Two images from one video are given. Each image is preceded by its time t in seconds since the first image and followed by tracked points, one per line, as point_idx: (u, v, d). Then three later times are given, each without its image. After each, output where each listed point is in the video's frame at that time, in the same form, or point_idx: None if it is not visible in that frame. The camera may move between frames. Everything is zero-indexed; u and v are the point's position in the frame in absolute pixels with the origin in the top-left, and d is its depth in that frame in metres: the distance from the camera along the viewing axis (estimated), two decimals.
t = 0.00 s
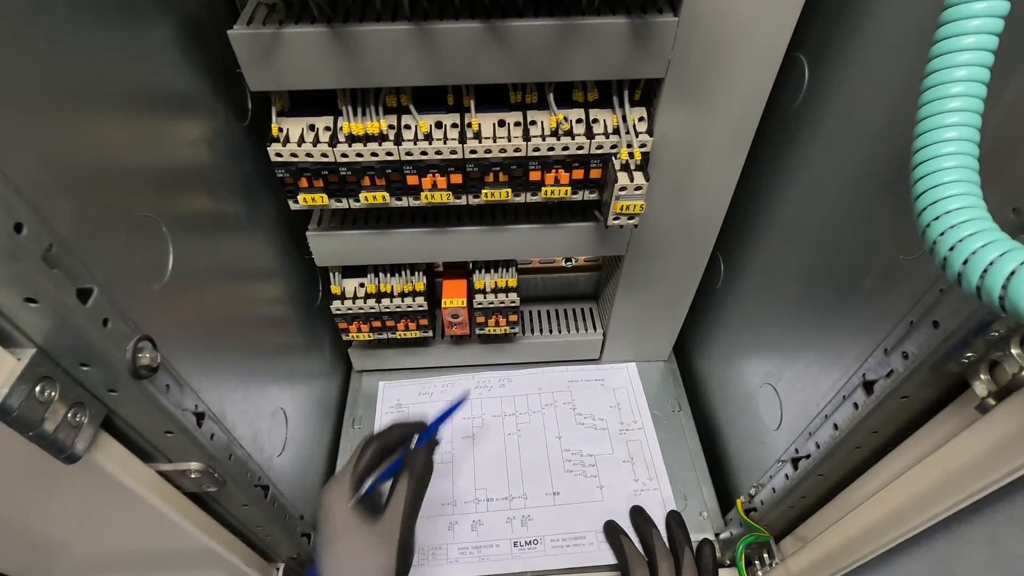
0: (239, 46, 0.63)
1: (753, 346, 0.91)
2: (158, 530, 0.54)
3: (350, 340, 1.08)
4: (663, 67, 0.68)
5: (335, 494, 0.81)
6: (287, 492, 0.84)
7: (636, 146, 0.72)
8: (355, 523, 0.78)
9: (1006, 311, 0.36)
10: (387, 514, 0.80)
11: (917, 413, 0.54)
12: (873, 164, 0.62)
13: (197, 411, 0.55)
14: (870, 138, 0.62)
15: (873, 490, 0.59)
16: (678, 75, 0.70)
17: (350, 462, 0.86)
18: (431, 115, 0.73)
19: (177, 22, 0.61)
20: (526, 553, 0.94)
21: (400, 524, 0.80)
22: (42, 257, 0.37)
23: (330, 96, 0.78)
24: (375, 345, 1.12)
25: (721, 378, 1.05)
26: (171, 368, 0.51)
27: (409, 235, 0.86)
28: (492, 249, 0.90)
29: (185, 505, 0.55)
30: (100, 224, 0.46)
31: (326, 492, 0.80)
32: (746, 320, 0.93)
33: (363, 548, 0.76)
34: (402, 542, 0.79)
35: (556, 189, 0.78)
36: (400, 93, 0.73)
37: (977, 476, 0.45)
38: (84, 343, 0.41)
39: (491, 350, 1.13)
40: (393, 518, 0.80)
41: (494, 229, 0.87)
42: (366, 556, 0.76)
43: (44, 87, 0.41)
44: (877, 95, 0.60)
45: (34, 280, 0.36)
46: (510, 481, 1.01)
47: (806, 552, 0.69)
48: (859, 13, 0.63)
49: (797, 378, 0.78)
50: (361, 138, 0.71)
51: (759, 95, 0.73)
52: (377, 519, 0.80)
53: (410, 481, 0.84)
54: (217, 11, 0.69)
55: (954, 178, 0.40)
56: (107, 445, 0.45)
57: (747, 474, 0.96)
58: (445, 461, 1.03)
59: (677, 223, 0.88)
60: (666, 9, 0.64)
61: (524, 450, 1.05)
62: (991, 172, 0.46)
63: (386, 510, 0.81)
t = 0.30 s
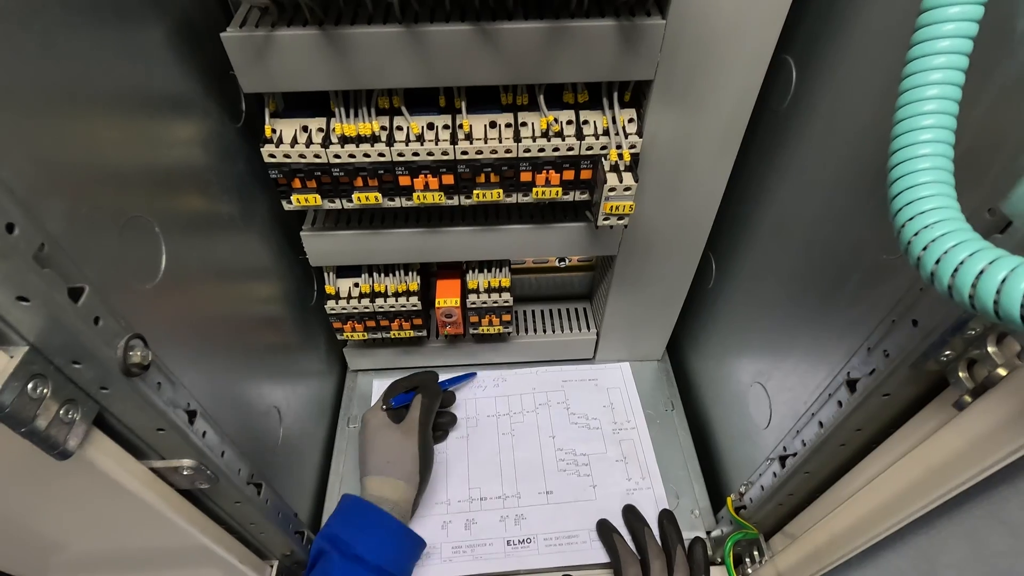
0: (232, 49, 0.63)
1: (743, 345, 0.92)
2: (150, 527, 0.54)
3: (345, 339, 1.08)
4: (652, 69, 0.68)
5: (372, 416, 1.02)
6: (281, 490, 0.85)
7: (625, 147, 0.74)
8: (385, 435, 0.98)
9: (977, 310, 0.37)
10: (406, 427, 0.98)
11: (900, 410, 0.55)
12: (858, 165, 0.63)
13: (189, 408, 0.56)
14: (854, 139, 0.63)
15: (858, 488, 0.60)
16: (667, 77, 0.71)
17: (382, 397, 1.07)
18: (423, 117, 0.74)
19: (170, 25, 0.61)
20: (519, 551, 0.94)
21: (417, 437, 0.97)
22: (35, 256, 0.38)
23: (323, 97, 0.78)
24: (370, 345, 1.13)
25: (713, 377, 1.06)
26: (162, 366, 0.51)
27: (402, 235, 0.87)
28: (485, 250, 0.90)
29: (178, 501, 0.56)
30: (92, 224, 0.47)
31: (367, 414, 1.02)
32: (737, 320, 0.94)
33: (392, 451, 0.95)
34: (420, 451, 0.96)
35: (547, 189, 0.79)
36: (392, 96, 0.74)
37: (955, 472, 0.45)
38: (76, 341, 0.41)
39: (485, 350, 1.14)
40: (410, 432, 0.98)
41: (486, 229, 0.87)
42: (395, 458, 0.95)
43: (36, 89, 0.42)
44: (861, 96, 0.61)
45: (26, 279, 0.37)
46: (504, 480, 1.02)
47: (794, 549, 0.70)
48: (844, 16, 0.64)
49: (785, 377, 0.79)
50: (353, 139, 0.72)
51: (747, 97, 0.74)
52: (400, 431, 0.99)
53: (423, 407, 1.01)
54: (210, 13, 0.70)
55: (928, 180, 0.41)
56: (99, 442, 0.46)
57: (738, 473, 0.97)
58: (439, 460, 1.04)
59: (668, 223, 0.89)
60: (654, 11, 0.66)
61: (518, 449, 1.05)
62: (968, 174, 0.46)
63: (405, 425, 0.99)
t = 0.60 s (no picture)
0: (231, 52, 0.63)
1: (747, 350, 0.91)
2: (149, 537, 0.54)
3: (346, 343, 1.08)
4: (655, 72, 0.68)
5: (375, 420, 1.02)
6: (281, 496, 0.84)
7: (628, 151, 0.73)
8: (386, 439, 0.97)
9: (991, 320, 0.36)
10: (408, 432, 0.98)
11: (907, 418, 0.54)
12: (863, 169, 0.62)
13: (188, 416, 0.55)
14: (859, 143, 0.62)
15: (865, 496, 0.59)
16: (671, 80, 0.70)
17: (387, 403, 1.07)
18: (425, 120, 0.73)
19: (168, 29, 0.61)
20: (521, 557, 0.93)
21: (417, 442, 0.97)
22: (30, 265, 0.37)
23: (323, 101, 0.78)
24: (370, 349, 1.12)
25: (715, 381, 1.05)
26: (161, 375, 0.51)
27: (403, 239, 0.86)
28: (487, 254, 0.90)
29: (177, 510, 0.55)
30: (89, 231, 0.46)
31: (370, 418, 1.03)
32: (740, 324, 0.94)
33: (392, 456, 0.95)
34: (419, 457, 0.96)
35: (549, 193, 0.78)
36: (393, 99, 0.74)
37: (965, 483, 0.45)
38: (73, 351, 0.41)
39: (487, 353, 1.13)
40: (411, 437, 0.97)
41: (488, 233, 0.87)
42: (394, 463, 0.94)
43: (30, 95, 0.41)
44: (867, 100, 0.61)
45: (21, 289, 0.36)
46: (506, 485, 1.01)
47: (799, 556, 0.69)
48: (849, 18, 0.63)
49: (790, 382, 0.79)
50: (354, 142, 0.71)
51: (751, 100, 0.73)
52: (401, 437, 0.98)
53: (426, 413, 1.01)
54: (209, 16, 0.69)
55: (940, 187, 0.40)
56: (97, 452, 0.45)
57: (742, 478, 0.96)
58: (440, 465, 1.03)
59: (672, 227, 0.88)
60: (658, 14, 0.65)
61: (520, 454, 1.05)
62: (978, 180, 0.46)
63: (406, 430, 0.99)
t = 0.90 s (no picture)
0: (231, 51, 0.63)
1: (747, 349, 0.91)
2: (150, 536, 0.54)
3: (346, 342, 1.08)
4: (655, 71, 0.68)
5: (377, 419, 1.01)
6: (281, 495, 0.84)
7: (629, 149, 0.73)
8: (387, 439, 0.97)
9: (992, 317, 0.36)
10: (409, 432, 0.98)
11: (907, 417, 0.54)
12: (864, 167, 0.62)
13: (188, 415, 0.55)
14: (860, 141, 0.62)
15: (865, 494, 0.59)
16: (671, 78, 0.70)
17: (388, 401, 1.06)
18: (425, 119, 0.73)
19: (168, 27, 0.61)
20: (521, 556, 0.93)
21: (418, 443, 0.97)
22: (30, 263, 0.37)
23: (323, 100, 0.78)
24: (370, 348, 1.12)
25: (716, 381, 1.05)
26: (161, 374, 0.51)
27: (403, 238, 0.86)
28: (486, 253, 0.90)
29: (178, 509, 0.55)
30: (89, 229, 0.46)
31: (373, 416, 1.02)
32: (740, 323, 0.94)
33: (393, 456, 0.94)
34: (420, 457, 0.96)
35: (549, 192, 0.78)
36: (393, 97, 0.74)
37: (966, 481, 0.45)
38: (73, 349, 0.40)
39: (487, 352, 1.13)
40: (412, 438, 0.97)
41: (488, 232, 0.87)
42: (395, 463, 0.94)
43: (31, 93, 0.41)
44: (868, 99, 0.61)
45: (21, 287, 0.36)
46: (506, 484, 1.01)
47: (799, 555, 0.69)
48: (850, 18, 0.63)
49: (790, 381, 0.79)
50: (354, 141, 0.71)
51: (751, 99, 0.73)
52: (402, 436, 0.98)
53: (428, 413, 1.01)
54: (209, 15, 0.69)
55: (941, 184, 0.40)
56: (97, 450, 0.45)
57: (742, 477, 0.96)
58: (440, 464, 1.03)
59: (672, 226, 0.88)
60: (658, 13, 0.65)
61: (520, 453, 1.05)
62: (979, 178, 0.46)
63: (408, 430, 0.98)
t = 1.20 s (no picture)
0: (234, 49, 0.63)
1: (747, 346, 0.92)
2: (154, 531, 0.54)
3: (347, 340, 1.08)
4: (656, 69, 0.68)
5: (373, 432, 1.00)
6: (283, 492, 0.84)
7: (629, 147, 0.73)
8: (382, 454, 0.96)
9: (991, 310, 0.36)
10: (406, 449, 0.96)
11: (907, 412, 0.55)
12: (864, 164, 0.62)
13: (192, 410, 0.55)
14: (860, 138, 0.63)
15: (865, 489, 0.59)
16: (671, 76, 0.70)
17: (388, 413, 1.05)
18: (426, 117, 0.74)
19: (170, 25, 0.61)
20: (523, 553, 0.93)
21: (414, 461, 0.95)
22: (37, 258, 0.37)
23: (325, 98, 0.78)
24: (372, 346, 1.13)
25: (716, 378, 1.06)
26: (166, 369, 0.51)
27: (404, 236, 0.86)
28: (487, 250, 0.90)
29: (182, 505, 0.56)
30: (94, 225, 0.46)
31: (368, 429, 1.01)
32: (740, 320, 0.94)
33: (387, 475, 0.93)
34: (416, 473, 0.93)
35: (551, 189, 0.78)
36: (395, 95, 0.74)
37: (965, 474, 0.45)
38: (80, 344, 0.41)
39: (488, 350, 1.13)
40: (407, 455, 0.95)
41: (490, 229, 0.87)
42: (387, 480, 0.92)
43: (37, 90, 0.42)
44: (867, 96, 0.61)
45: (28, 281, 0.36)
46: (507, 481, 1.01)
47: (799, 550, 0.69)
48: (850, 15, 0.63)
49: (790, 378, 0.79)
50: (356, 139, 0.72)
51: (751, 97, 0.73)
52: (398, 453, 0.96)
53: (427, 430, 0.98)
54: (211, 13, 0.70)
55: (940, 179, 0.40)
56: (103, 445, 0.45)
57: (742, 473, 0.97)
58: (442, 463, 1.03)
59: (672, 223, 0.88)
60: (659, 11, 0.65)
61: (521, 451, 1.05)
62: (978, 173, 0.46)
63: (404, 446, 0.96)
